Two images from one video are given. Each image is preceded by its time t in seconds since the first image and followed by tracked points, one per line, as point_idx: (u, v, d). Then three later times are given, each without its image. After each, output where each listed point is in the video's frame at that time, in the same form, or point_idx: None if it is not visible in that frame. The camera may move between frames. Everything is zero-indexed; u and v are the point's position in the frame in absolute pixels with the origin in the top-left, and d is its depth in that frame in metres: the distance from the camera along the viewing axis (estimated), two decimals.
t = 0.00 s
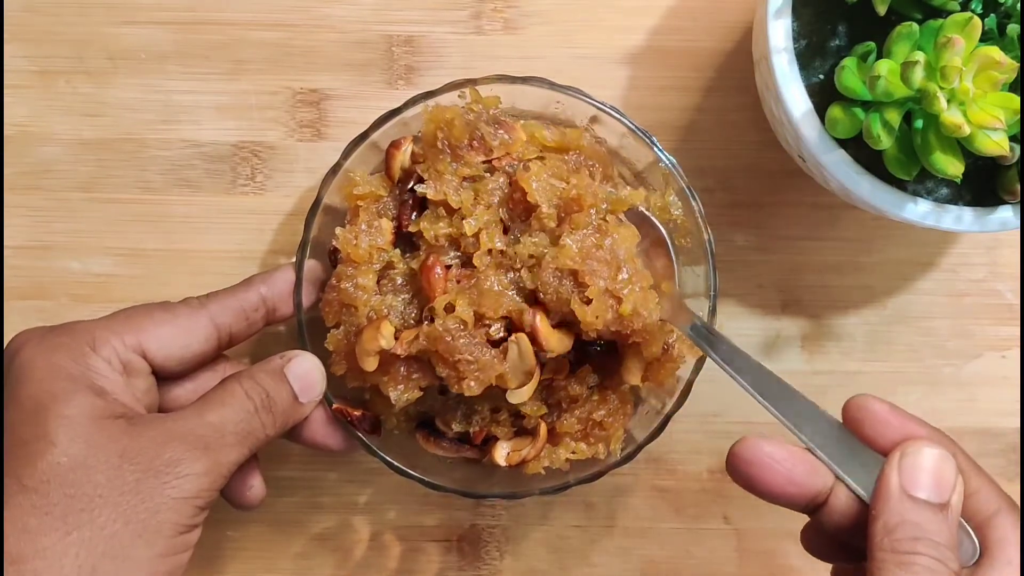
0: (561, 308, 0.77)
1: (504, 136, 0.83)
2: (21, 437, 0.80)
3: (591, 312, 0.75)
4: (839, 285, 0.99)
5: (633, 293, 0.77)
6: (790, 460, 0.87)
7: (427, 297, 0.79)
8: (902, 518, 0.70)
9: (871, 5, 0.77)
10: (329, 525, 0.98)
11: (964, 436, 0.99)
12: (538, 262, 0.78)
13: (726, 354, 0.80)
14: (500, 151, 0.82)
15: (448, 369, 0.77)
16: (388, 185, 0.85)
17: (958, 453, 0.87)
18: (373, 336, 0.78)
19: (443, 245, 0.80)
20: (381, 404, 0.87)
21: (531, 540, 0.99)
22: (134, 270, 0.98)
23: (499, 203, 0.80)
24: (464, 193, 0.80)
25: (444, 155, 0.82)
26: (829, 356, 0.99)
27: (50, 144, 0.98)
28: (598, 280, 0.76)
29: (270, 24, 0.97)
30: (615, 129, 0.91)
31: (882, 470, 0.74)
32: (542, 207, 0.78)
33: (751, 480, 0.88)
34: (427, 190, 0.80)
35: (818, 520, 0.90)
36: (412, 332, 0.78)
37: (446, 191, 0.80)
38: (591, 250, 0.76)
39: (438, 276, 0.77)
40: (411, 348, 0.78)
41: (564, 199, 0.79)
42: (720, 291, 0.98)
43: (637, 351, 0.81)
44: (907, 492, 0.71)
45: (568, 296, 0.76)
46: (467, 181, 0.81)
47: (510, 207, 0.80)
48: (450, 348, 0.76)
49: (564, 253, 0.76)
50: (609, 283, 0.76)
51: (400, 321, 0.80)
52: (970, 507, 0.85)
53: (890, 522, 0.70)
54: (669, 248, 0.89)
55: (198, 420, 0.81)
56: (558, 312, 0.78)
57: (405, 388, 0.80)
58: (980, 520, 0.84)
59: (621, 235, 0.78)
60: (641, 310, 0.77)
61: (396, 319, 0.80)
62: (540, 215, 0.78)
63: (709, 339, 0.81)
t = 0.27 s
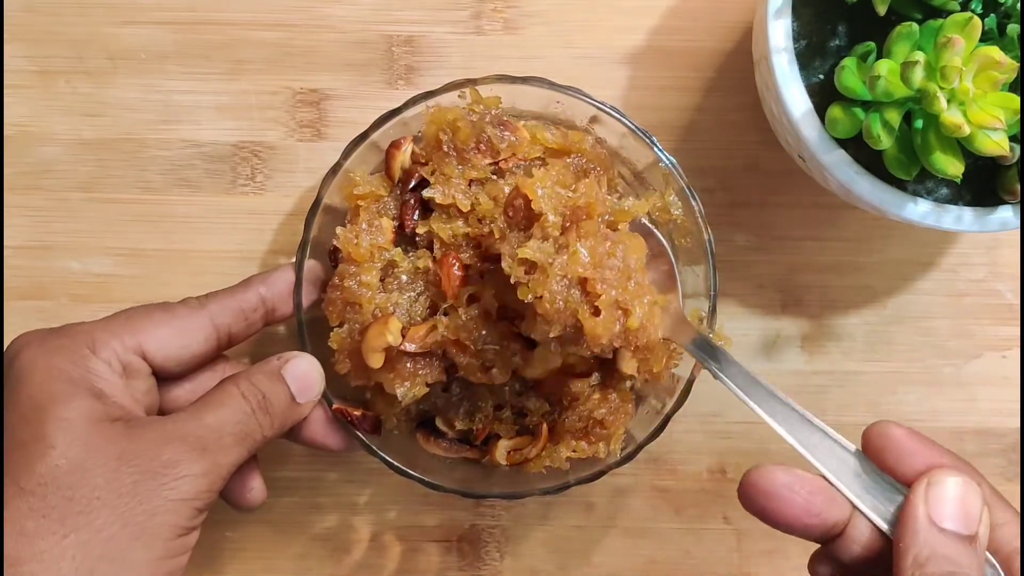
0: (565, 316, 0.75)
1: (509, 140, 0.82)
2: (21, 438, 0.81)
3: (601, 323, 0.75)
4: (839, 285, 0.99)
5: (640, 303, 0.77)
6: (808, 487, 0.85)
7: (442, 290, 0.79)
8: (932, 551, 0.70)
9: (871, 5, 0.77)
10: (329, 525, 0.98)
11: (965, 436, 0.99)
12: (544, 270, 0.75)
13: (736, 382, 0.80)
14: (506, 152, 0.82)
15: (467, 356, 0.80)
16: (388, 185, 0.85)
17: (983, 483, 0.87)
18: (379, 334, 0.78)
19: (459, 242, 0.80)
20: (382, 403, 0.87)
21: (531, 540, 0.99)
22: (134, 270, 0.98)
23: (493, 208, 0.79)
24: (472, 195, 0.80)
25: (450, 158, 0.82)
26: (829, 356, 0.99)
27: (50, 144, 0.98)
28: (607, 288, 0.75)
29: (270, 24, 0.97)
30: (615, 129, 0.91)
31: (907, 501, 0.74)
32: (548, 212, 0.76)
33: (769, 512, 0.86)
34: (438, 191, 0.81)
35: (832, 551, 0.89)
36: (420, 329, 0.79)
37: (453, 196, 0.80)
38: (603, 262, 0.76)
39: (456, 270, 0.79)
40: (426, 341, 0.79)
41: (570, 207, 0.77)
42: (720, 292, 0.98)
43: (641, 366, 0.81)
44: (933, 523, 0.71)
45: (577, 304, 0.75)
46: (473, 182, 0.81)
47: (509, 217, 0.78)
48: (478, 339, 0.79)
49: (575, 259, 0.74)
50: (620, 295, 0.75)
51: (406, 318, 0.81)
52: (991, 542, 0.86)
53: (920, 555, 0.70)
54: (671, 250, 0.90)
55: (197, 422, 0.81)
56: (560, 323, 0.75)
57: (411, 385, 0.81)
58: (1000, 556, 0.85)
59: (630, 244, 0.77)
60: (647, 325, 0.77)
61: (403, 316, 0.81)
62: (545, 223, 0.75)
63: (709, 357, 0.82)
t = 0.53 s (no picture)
0: (561, 325, 0.76)
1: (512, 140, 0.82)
2: None
3: (598, 334, 0.76)
4: (839, 285, 0.99)
5: (638, 306, 0.77)
6: (829, 525, 0.85)
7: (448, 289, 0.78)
8: None
9: (871, 6, 0.77)
10: (330, 525, 0.98)
11: (965, 437, 0.99)
12: (534, 275, 0.76)
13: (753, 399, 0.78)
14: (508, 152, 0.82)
15: (476, 350, 0.77)
16: (388, 185, 0.85)
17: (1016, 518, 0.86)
18: (381, 332, 0.78)
19: (466, 241, 0.79)
20: (383, 402, 0.87)
21: (532, 540, 0.99)
22: (134, 270, 0.98)
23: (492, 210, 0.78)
24: (476, 197, 0.81)
25: (452, 160, 0.82)
26: (829, 356, 0.99)
27: (50, 144, 0.98)
28: (603, 293, 0.76)
29: (270, 25, 0.97)
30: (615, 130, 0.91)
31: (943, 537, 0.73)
32: (540, 214, 0.76)
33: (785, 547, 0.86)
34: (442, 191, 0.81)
35: None
36: (423, 327, 0.79)
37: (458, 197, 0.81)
38: (602, 270, 0.76)
39: (467, 268, 0.77)
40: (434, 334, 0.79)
41: (563, 211, 0.78)
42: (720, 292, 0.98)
43: (640, 383, 0.81)
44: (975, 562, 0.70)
45: (574, 313, 0.76)
46: (475, 184, 0.82)
47: (495, 219, 0.79)
48: (484, 331, 0.76)
49: (571, 265, 0.75)
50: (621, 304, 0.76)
51: (407, 317, 0.81)
52: None
53: None
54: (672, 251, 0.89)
55: (163, 444, 0.80)
56: (554, 334, 0.76)
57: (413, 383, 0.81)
58: None
59: (632, 249, 0.78)
60: (648, 338, 0.78)
61: (404, 316, 0.81)
62: (535, 223, 0.76)
63: (723, 371, 0.80)
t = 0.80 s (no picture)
0: (563, 325, 0.70)
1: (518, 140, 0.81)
2: None
3: (604, 338, 0.69)
4: (839, 285, 0.98)
5: (650, 304, 0.70)
6: (876, 564, 0.91)
7: (452, 288, 0.80)
8: None
9: (870, 6, 0.77)
10: (330, 525, 0.98)
11: (965, 436, 0.99)
12: (531, 270, 0.70)
13: (780, 413, 0.70)
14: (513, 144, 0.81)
15: (478, 347, 0.78)
16: (388, 185, 0.85)
17: None
18: (383, 331, 0.78)
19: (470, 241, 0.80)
20: (382, 402, 0.87)
21: (532, 540, 0.99)
22: (134, 270, 0.98)
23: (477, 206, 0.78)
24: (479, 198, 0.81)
25: (455, 161, 0.83)
26: (829, 356, 0.99)
27: (50, 144, 0.98)
28: (610, 290, 0.69)
29: (270, 25, 0.97)
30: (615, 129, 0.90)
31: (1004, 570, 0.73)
32: (539, 201, 0.70)
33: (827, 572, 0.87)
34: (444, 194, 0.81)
35: None
36: (424, 326, 0.79)
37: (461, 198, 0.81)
38: (609, 266, 0.69)
39: (470, 270, 0.79)
40: (439, 331, 0.79)
41: (565, 197, 0.71)
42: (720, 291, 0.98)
43: (656, 393, 0.76)
44: None
45: (579, 313, 0.70)
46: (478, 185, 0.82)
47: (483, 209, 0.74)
48: (489, 328, 0.77)
49: (576, 259, 0.69)
50: (632, 304, 0.69)
51: (409, 317, 0.80)
52: None
53: None
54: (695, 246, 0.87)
55: None
56: (554, 337, 0.71)
57: (414, 382, 0.80)
58: None
59: (644, 241, 0.70)
60: (663, 342, 0.72)
61: (404, 316, 0.80)
62: (532, 211, 0.70)
63: (745, 381, 0.73)
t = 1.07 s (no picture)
0: (590, 313, 0.70)
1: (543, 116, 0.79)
2: None
3: (638, 330, 0.68)
4: (839, 285, 0.98)
5: (690, 290, 0.70)
6: None
7: (453, 288, 0.80)
8: None
9: (871, 6, 0.77)
10: (330, 525, 0.98)
11: (966, 436, 0.99)
12: (555, 250, 0.70)
13: (828, 406, 0.69)
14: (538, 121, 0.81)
15: (480, 346, 0.78)
16: (389, 185, 0.85)
17: None
18: (383, 330, 0.78)
19: (472, 241, 0.80)
20: (382, 402, 0.87)
21: (532, 541, 0.98)
22: (134, 270, 0.98)
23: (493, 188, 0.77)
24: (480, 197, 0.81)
25: (455, 161, 0.82)
26: (829, 356, 0.99)
27: (50, 144, 0.98)
28: (643, 275, 0.68)
29: (270, 24, 0.97)
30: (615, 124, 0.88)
31: None
32: (563, 172, 0.70)
33: None
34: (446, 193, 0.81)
35: None
36: (424, 326, 0.79)
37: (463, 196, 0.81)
38: (644, 248, 0.69)
39: (471, 269, 0.79)
40: (441, 330, 0.79)
41: (593, 169, 0.71)
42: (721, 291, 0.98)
43: (696, 390, 0.73)
44: None
45: (609, 301, 0.70)
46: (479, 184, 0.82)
47: (499, 183, 0.77)
48: (490, 326, 0.77)
49: (605, 236, 0.68)
50: (669, 291, 0.69)
51: (409, 316, 0.80)
52: None
53: None
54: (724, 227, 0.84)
55: None
56: (580, 325, 0.70)
57: (414, 381, 0.80)
58: None
59: (685, 218, 0.70)
60: (704, 333, 0.70)
61: (405, 316, 0.80)
62: (556, 182, 0.70)
63: (791, 375, 0.72)
